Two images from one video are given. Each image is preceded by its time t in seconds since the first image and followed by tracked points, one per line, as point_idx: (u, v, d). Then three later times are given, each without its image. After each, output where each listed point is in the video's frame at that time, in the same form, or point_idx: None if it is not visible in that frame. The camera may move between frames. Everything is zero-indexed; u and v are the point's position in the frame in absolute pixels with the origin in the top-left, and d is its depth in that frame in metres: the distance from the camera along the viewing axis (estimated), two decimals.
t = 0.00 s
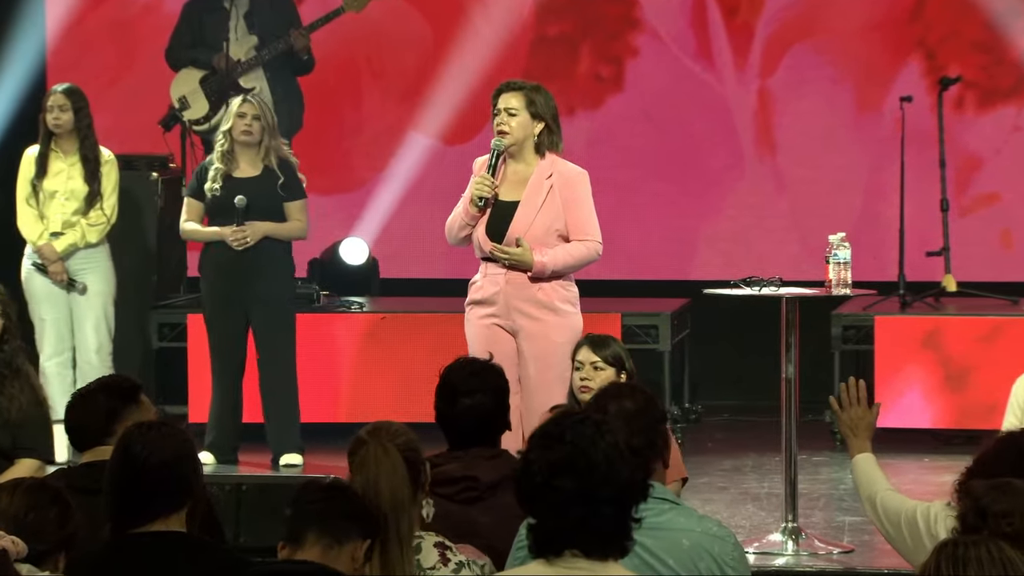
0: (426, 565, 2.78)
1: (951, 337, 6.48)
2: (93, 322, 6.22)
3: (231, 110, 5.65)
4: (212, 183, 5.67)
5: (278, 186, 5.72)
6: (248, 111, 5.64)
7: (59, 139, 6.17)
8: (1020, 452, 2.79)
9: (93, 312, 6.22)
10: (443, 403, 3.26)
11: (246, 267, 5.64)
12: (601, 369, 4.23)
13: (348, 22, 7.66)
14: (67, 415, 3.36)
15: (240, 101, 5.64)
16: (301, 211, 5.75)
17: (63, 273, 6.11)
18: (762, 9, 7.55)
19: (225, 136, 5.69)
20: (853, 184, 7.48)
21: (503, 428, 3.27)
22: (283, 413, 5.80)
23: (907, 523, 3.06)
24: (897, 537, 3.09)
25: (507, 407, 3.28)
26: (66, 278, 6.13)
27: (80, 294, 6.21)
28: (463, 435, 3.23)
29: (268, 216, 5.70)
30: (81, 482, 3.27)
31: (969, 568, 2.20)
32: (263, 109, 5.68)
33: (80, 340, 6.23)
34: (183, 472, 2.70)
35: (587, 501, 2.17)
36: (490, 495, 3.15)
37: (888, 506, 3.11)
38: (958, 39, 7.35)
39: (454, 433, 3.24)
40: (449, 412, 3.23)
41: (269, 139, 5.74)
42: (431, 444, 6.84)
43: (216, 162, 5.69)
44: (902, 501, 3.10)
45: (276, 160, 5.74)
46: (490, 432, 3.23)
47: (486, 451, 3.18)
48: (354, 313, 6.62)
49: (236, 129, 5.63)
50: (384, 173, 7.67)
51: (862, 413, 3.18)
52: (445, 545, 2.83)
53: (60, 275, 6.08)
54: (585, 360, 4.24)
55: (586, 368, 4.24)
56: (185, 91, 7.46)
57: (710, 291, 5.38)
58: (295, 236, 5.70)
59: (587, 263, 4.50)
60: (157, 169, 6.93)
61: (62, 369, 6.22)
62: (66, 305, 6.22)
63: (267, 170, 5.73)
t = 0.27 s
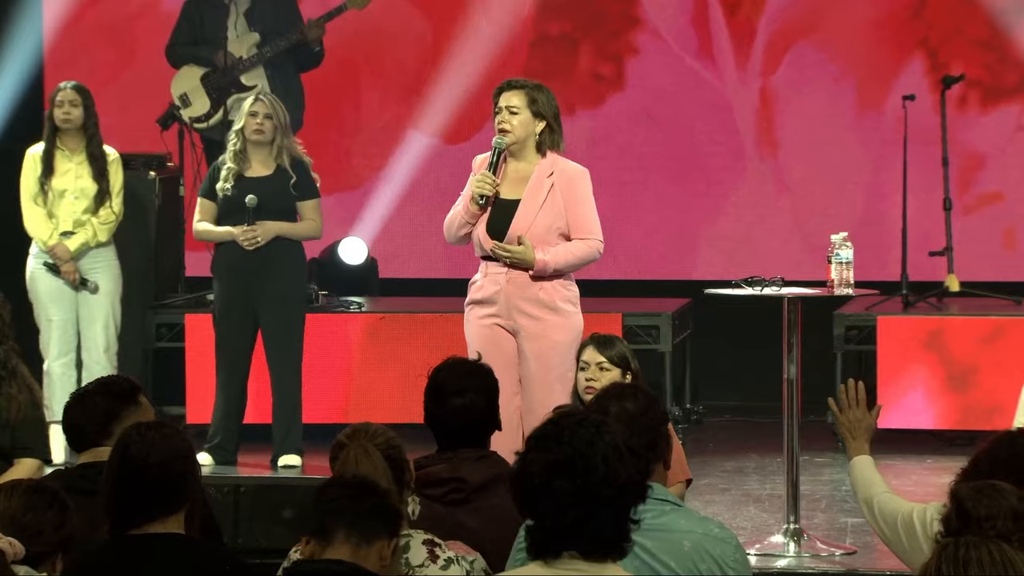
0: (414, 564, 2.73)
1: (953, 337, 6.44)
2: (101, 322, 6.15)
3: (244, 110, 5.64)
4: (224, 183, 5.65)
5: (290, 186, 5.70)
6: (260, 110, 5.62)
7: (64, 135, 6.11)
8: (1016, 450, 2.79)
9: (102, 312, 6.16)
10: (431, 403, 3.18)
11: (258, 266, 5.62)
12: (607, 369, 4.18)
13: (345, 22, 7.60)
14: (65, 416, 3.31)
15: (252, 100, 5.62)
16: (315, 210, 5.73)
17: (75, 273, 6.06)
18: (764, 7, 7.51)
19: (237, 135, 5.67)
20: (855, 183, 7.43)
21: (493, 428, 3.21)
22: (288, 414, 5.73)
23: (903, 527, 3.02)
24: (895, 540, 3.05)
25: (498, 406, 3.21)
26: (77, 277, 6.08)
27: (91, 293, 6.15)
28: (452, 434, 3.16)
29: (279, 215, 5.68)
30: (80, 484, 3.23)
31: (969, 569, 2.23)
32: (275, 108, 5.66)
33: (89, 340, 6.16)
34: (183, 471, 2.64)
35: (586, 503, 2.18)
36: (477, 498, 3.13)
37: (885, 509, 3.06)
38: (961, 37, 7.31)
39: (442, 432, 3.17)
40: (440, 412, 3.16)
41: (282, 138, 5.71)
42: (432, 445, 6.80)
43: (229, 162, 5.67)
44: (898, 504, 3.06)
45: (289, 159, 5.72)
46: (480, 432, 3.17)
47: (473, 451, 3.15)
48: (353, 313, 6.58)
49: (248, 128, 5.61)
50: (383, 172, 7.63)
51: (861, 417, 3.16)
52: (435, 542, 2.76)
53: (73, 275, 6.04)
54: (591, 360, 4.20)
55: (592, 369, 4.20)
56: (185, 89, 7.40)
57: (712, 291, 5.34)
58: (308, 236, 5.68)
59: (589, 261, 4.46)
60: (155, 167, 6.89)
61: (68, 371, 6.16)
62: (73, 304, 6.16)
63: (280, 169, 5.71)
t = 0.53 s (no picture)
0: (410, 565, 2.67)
1: (956, 338, 6.39)
2: (111, 322, 6.13)
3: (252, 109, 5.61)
4: (231, 183, 5.61)
5: (297, 185, 5.65)
6: (268, 109, 5.58)
7: (74, 133, 6.05)
8: (1012, 450, 2.78)
9: (112, 312, 6.13)
10: (428, 404, 3.16)
11: (265, 267, 5.59)
12: (608, 369, 4.16)
13: (346, 20, 7.55)
14: (61, 417, 3.28)
15: (259, 99, 5.59)
16: (324, 209, 5.69)
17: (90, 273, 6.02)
18: (765, 6, 7.47)
19: (246, 135, 5.63)
20: (857, 182, 7.40)
21: (489, 429, 3.19)
22: (292, 414, 5.71)
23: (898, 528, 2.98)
24: (894, 543, 3.01)
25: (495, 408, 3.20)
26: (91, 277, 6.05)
27: (104, 292, 6.12)
28: (449, 434, 3.14)
29: (286, 215, 5.64)
30: (76, 485, 3.19)
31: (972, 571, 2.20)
32: (282, 107, 5.61)
33: (97, 340, 6.13)
34: (182, 471, 2.60)
35: (585, 504, 2.19)
36: (471, 499, 3.08)
37: (882, 511, 3.02)
38: (964, 36, 7.27)
39: (439, 432, 3.15)
40: (437, 413, 3.14)
41: (290, 136, 5.65)
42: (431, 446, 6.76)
43: (237, 161, 5.62)
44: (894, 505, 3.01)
45: (296, 159, 5.66)
46: (478, 433, 3.15)
47: (468, 454, 3.11)
48: (352, 313, 6.54)
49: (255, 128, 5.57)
50: (383, 171, 7.59)
51: (854, 421, 3.16)
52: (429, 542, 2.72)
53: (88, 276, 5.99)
54: (591, 360, 4.17)
55: (592, 369, 4.17)
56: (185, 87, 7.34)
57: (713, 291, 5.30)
58: (317, 236, 5.64)
59: (591, 260, 4.42)
60: (152, 166, 6.84)
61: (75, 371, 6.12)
62: (82, 304, 6.10)
63: (287, 168, 5.66)
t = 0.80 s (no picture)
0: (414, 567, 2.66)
1: (959, 338, 6.36)
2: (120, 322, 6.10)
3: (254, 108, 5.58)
4: (232, 182, 5.62)
5: (296, 185, 5.59)
6: (267, 109, 5.55)
7: (85, 132, 6.00)
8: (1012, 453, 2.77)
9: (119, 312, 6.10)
10: (431, 403, 3.11)
11: (268, 264, 5.54)
12: (604, 369, 4.17)
13: (347, 19, 7.51)
14: (59, 416, 3.22)
15: (261, 99, 5.56)
16: (326, 209, 5.62)
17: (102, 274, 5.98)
18: (767, 4, 7.43)
19: (250, 134, 5.62)
20: (859, 181, 7.36)
21: (493, 429, 3.15)
22: (292, 415, 5.67)
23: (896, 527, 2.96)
24: (893, 544, 2.98)
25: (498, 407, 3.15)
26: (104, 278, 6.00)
27: (114, 293, 6.08)
28: (453, 433, 3.10)
29: (286, 215, 5.59)
30: (73, 485, 3.17)
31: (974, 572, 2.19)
32: (282, 106, 5.57)
33: (103, 340, 6.08)
34: (181, 471, 2.55)
35: (585, 506, 2.17)
36: (476, 499, 3.05)
37: (881, 512, 3.00)
38: (967, 34, 7.24)
39: (443, 431, 3.11)
40: (440, 411, 3.09)
41: (292, 136, 5.61)
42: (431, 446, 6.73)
43: (240, 160, 5.61)
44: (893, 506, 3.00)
45: (297, 159, 5.60)
46: (482, 433, 3.11)
47: (473, 452, 3.08)
48: (352, 313, 6.50)
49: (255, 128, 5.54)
50: (382, 169, 7.55)
51: (850, 423, 3.15)
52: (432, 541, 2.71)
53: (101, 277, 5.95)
54: (588, 359, 4.17)
55: (588, 368, 4.17)
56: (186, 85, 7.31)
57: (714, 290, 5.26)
58: (318, 236, 5.59)
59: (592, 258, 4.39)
60: (151, 166, 6.80)
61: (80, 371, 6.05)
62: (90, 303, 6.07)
63: (288, 168, 5.60)
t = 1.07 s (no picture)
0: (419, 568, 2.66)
1: (962, 338, 6.32)
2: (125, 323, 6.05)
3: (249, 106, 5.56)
4: (226, 180, 5.59)
5: (289, 185, 5.54)
6: (261, 108, 5.52)
7: (91, 132, 5.97)
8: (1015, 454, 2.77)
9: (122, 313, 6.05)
10: (440, 402, 3.06)
11: (258, 264, 5.50)
12: (595, 369, 4.05)
13: (345, 18, 7.47)
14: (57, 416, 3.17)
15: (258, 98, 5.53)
16: (319, 209, 5.56)
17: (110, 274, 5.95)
18: (768, 3, 7.39)
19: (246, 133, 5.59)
20: (861, 180, 7.32)
21: (503, 430, 3.10)
22: (287, 416, 5.64)
23: (896, 527, 2.93)
24: (893, 545, 2.95)
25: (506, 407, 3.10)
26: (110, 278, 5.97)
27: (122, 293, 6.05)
28: (462, 435, 3.05)
29: (280, 216, 5.54)
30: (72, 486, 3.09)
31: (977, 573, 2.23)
32: (277, 105, 5.55)
33: (106, 340, 6.05)
34: (178, 472, 2.50)
35: (584, 506, 2.13)
36: (488, 500, 3.01)
37: (880, 513, 2.97)
38: (969, 33, 7.20)
39: (453, 434, 3.06)
40: (449, 413, 3.04)
41: (287, 135, 5.56)
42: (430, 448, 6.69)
43: (235, 159, 5.59)
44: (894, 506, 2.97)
45: (291, 158, 5.54)
46: (491, 433, 3.06)
47: (483, 453, 3.03)
48: (352, 313, 6.47)
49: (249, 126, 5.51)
50: (381, 169, 7.51)
51: (850, 423, 3.12)
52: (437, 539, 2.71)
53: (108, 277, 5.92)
54: (580, 357, 4.05)
55: (580, 366, 4.05)
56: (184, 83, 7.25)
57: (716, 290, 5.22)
58: (311, 236, 5.53)
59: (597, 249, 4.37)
60: (149, 166, 6.76)
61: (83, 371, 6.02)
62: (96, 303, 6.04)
63: (282, 168, 5.55)
